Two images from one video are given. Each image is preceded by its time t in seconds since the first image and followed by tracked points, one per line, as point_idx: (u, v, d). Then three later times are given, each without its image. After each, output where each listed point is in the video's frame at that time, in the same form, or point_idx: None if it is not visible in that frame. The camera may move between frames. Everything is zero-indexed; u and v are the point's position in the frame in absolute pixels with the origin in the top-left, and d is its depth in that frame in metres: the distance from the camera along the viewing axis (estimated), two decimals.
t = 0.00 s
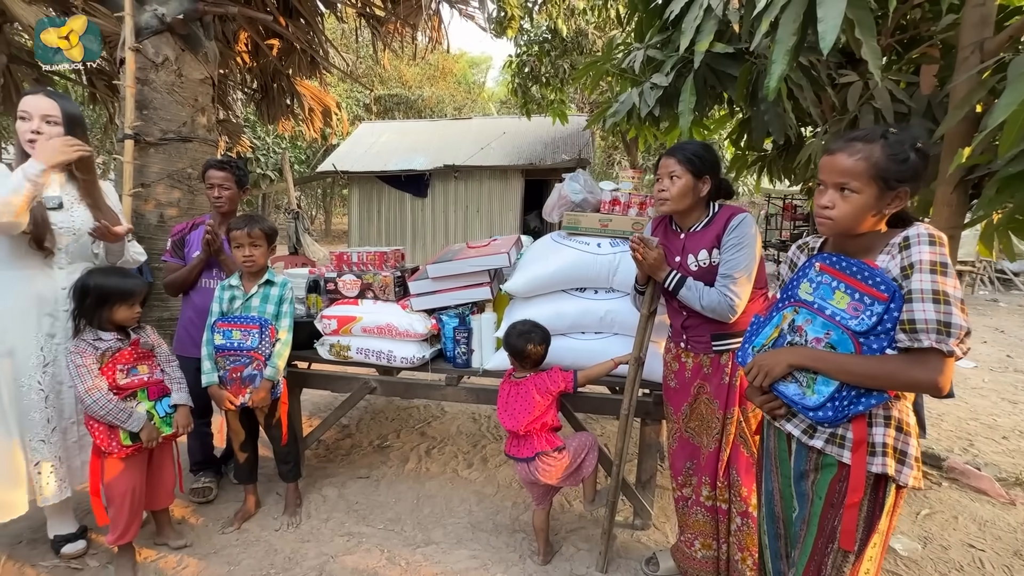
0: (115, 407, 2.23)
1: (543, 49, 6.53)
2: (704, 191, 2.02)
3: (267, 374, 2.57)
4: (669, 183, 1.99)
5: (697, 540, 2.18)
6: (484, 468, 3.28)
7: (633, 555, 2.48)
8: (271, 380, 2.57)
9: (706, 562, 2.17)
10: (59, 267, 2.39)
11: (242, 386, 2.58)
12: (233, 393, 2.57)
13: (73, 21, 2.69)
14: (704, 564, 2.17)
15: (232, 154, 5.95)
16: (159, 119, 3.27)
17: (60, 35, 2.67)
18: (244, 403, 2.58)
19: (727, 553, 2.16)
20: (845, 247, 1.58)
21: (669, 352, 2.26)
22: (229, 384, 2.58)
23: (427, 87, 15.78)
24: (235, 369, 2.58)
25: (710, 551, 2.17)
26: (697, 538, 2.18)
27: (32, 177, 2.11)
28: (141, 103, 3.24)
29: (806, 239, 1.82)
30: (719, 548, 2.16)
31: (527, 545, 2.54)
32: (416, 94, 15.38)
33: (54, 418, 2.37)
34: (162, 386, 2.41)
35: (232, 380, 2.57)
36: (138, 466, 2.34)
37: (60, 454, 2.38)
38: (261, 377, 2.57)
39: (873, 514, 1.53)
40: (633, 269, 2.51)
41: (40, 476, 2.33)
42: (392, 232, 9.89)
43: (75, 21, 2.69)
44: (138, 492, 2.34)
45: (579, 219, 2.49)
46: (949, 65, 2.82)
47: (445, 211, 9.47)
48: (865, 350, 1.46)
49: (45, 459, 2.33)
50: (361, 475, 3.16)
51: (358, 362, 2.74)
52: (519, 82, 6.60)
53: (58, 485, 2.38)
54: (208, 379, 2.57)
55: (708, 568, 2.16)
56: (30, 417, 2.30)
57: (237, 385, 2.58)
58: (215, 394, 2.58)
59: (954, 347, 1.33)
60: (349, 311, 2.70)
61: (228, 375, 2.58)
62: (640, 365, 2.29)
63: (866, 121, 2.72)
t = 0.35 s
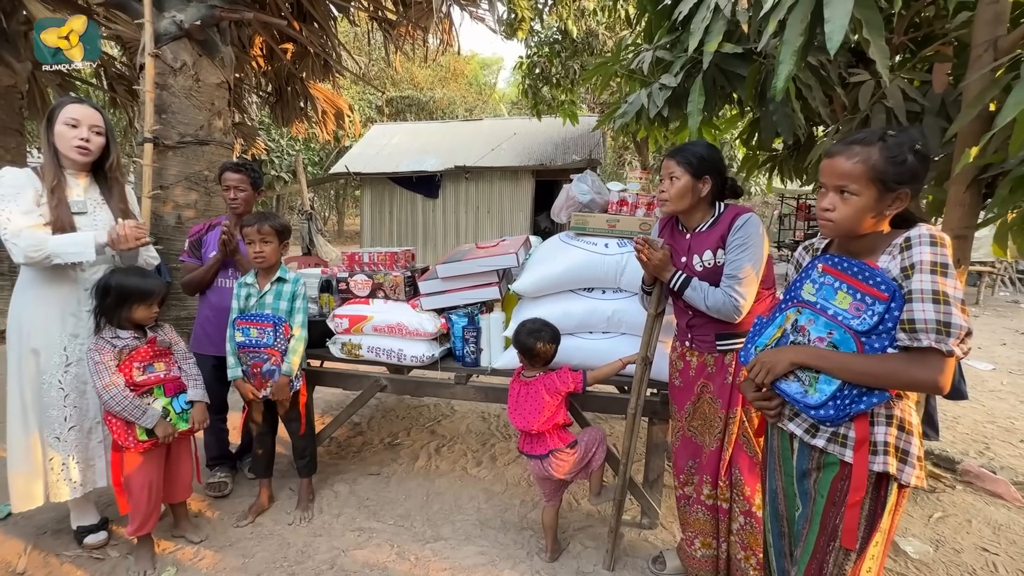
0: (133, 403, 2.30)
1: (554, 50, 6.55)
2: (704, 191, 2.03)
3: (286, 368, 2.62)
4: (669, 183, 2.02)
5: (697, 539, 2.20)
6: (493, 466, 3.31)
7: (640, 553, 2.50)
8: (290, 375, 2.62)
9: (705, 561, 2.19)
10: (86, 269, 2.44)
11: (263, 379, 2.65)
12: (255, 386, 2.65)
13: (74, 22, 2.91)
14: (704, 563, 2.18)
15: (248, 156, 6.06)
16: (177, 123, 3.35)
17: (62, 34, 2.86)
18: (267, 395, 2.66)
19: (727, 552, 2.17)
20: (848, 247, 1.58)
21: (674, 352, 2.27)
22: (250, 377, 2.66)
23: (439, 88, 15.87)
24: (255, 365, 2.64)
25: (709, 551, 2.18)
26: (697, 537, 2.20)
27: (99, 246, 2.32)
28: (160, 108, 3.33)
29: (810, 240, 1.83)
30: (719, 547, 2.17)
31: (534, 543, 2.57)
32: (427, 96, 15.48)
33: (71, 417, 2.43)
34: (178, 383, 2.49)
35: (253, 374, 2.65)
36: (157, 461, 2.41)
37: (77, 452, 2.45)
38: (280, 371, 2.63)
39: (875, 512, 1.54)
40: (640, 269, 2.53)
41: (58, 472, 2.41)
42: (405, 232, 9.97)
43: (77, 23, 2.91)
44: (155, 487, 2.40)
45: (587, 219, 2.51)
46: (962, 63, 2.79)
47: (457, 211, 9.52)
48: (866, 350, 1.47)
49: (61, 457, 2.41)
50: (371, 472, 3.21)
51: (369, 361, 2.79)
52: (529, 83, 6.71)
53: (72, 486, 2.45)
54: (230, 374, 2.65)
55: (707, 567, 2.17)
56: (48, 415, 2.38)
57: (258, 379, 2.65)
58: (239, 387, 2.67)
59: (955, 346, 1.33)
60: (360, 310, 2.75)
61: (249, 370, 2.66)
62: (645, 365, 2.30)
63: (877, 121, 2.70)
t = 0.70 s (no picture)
0: (145, 399, 2.36)
1: (563, 51, 6.57)
2: (712, 191, 2.03)
3: (309, 365, 2.71)
4: (676, 183, 2.03)
5: (704, 538, 2.20)
6: (500, 465, 3.34)
7: (645, 552, 2.50)
8: (315, 369, 2.72)
9: (712, 560, 2.20)
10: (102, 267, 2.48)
11: (287, 376, 2.68)
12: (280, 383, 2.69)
13: (75, 22, 3.05)
14: (710, 562, 2.19)
15: (261, 158, 6.15)
16: (192, 126, 3.43)
17: (62, 34, 3.02)
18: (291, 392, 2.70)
19: (733, 552, 2.17)
20: (850, 246, 1.59)
21: (680, 351, 2.28)
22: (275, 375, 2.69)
23: (449, 90, 15.95)
24: (277, 363, 2.68)
25: (716, 550, 2.19)
26: (704, 536, 2.20)
27: (87, 259, 2.35)
28: (176, 112, 3.40)
29: (813, 240, 1.84)
30: (726, 546, 2.18)
31: (540, 541, 2.59)
32: (438, 97, 15.58)
33: (99, 412, 2.51)
34: (191, 381, 2.54)
35: (277, 372, 2.68)
36: (169, 456, 2.46)
37: (107, 444, 2.53)
38: (304, 368, 2.69)
39: (875, 510, 1.54)
40: (646, 269, 2.54)
41: (90, 464, 2.48)
42: (416, 233, 10.03)
43: (77, 22, 3.05)
44: (167, 482, 2.46)
45: (592, 219, 2.53)
46: (973, 61, 2.76)
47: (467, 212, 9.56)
48: (867, 348, 1.47)
49: (93, 449, 2.49)
50: (380, 469, 3.25)
51: (377, 359, 2.84)
52: (539, 84, 6.66)
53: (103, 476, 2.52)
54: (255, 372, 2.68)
55: (715, 566, 2.18)
56: (79, 409, 2.46)
57: (282, 376, 2.68)
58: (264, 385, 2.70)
59: (954, 345, 1.33)
60: (369, 309, 2.80)
61: (272, 368, 2.70)
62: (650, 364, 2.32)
63: (887, 119, 2.68)
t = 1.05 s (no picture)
0: (162, 394, 2.42)
1: (571, 51, 6.60)
2: (717, 190, 2.04)
3: (321, 364, 2.73)
4: (681, 182, 2.04)
5: (713, 536, 2.21)
6: (507, 463, 3.37)
7: (650, 550, 2.51)
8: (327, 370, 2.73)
9: (721, 558, 2.20)
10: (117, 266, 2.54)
11: (302, 373, 2.77)
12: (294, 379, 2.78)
13: (75, 21, 3.11)
14: (719, 560, 2.20)
15: (273, 160, 6.24)
16: (205, 129, 3.50)
17: (62, 34, 3.09)
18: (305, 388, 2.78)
19: (742, 550, 2.16)
20: (855, 245, 1.58)
21: (687, 350, 2.29)
22: (290, 372, 2.78)
23: (458, 91, 16.04)
24: (292, 360, 2.76)
25: (725, 548, 2.19)
26: (713, 534, 2.21)
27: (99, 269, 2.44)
28: (189, 115, 3.47)
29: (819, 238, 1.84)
30: (734, 544, 2.18)
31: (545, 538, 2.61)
32: (447, 99, 15.68)
33: (117, 407, 2.58)
34: (205, 377, 2.60)
35: (291, 369, 2.77)
36: (183, 450, 2.52)
37: (123, 438, 2.60)
38: (317, 366, 2.76)
39: (878, 508, 1.53)
40: (651, 268, 2.55)
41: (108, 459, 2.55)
42: (427, 233, 10.09)
43: (76, 22, 3.11)
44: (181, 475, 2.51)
45: (597, 219, 2.55)
46: (984, 57, 2.73)
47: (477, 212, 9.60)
48: (868, 347, 1.47)
49: (111, 444, 2.55)
50: (389, 466, 3.30)
51: (385, 357, 2.88)
52: (547, 84, 6.82)
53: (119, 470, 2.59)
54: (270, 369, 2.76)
55: (723, 564, 2.19)
56: (98, 405, 2.53)
57: (296, 373, 2.77)
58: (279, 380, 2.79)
59: (956, 342, 1.33)
60: (377, 308, 2.85)
61: (287, 365, 2.78)
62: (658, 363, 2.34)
63: (895, 117, 2.67)
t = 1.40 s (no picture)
0: (178, 391, 2.48)
1: (579, 51, 6.61)
2: (726, 189, 2.05)
3: (335, 361, 2.80)
4: (692, 182, 2.05)
5: (721, 534, 2.22)
6: (513, 461, 3.39)
7: (655, 548, 2.53)
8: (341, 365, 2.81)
9: (728, 556, 2.20)
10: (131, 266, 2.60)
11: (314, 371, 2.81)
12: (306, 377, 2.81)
13: (75, 22, 3.19)
14: (727, 558, 2.20)
15: (283, 162, 6.32)
16: (217, 132, 3.56)
17: (63, 34, 3.17)
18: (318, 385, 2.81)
19: (750, 549, 2.18)
20: (866, 244, 1.59)
21: (695, 349, 2.29)
22: (302, 369, 2.82)
23: (467, 92, 16.10)
24: (305, 359, 2.80)
25: (733, 546, 2.20)
26: (720, 532, 2.22)
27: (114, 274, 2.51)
28: (202, 118, 3.54)
29: (826, 238, 1.85)
30: (742, 542, 2.19)
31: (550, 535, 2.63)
32: (456, 99, 15.76)
33: (133, 404, 2.65)
34: (219, 374, 2.66)
35: (304, 367, 2.81)
36: (197, 446, 2.58)
37: (140, 435, 2.66)
38: (329, 364, 2.79)
39: (885, 507, 1.54)
40: (655, 267, 2.55)
41: (123, 454, 2.61)
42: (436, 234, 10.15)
43: (77, 22, 3.20)
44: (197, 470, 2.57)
45: (602, 218, 2.60)
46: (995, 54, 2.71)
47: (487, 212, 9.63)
48: (877, 346, 1.47)
49: (127, 439, 2.62)
50: (397, 464, 3.34)
51: (393, 356, 2.92)
52: (554, 84, 6.71)
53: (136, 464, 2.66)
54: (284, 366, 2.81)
55: (730, 561, 2.19)
56: (114, 402, 2.60)
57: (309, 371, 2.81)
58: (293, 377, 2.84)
59: (968, 342, 1.34)
60: (385, 307, 2.89)
61: (300, 363, 2.82)
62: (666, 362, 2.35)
63: (905, 115, 2.65)
